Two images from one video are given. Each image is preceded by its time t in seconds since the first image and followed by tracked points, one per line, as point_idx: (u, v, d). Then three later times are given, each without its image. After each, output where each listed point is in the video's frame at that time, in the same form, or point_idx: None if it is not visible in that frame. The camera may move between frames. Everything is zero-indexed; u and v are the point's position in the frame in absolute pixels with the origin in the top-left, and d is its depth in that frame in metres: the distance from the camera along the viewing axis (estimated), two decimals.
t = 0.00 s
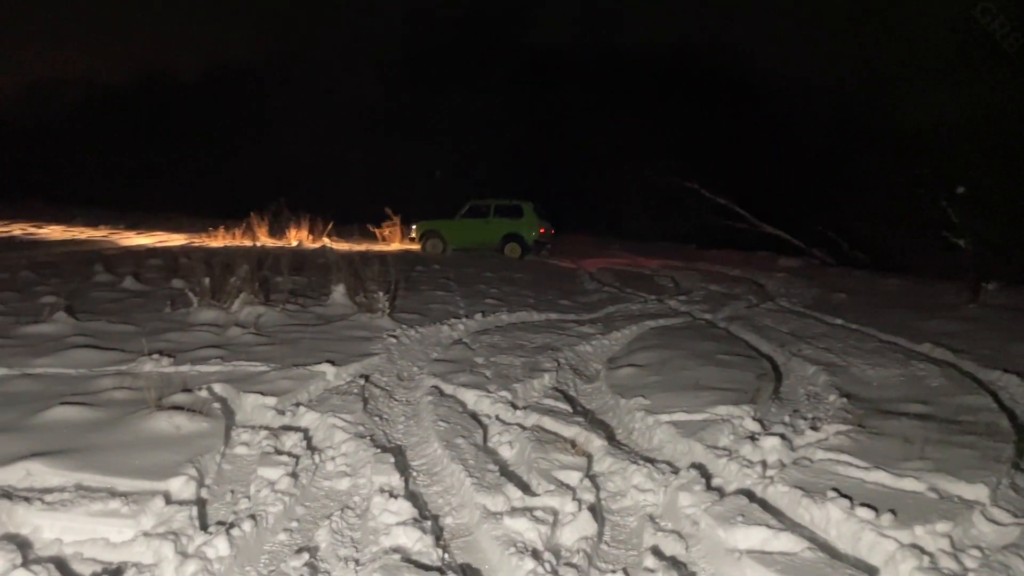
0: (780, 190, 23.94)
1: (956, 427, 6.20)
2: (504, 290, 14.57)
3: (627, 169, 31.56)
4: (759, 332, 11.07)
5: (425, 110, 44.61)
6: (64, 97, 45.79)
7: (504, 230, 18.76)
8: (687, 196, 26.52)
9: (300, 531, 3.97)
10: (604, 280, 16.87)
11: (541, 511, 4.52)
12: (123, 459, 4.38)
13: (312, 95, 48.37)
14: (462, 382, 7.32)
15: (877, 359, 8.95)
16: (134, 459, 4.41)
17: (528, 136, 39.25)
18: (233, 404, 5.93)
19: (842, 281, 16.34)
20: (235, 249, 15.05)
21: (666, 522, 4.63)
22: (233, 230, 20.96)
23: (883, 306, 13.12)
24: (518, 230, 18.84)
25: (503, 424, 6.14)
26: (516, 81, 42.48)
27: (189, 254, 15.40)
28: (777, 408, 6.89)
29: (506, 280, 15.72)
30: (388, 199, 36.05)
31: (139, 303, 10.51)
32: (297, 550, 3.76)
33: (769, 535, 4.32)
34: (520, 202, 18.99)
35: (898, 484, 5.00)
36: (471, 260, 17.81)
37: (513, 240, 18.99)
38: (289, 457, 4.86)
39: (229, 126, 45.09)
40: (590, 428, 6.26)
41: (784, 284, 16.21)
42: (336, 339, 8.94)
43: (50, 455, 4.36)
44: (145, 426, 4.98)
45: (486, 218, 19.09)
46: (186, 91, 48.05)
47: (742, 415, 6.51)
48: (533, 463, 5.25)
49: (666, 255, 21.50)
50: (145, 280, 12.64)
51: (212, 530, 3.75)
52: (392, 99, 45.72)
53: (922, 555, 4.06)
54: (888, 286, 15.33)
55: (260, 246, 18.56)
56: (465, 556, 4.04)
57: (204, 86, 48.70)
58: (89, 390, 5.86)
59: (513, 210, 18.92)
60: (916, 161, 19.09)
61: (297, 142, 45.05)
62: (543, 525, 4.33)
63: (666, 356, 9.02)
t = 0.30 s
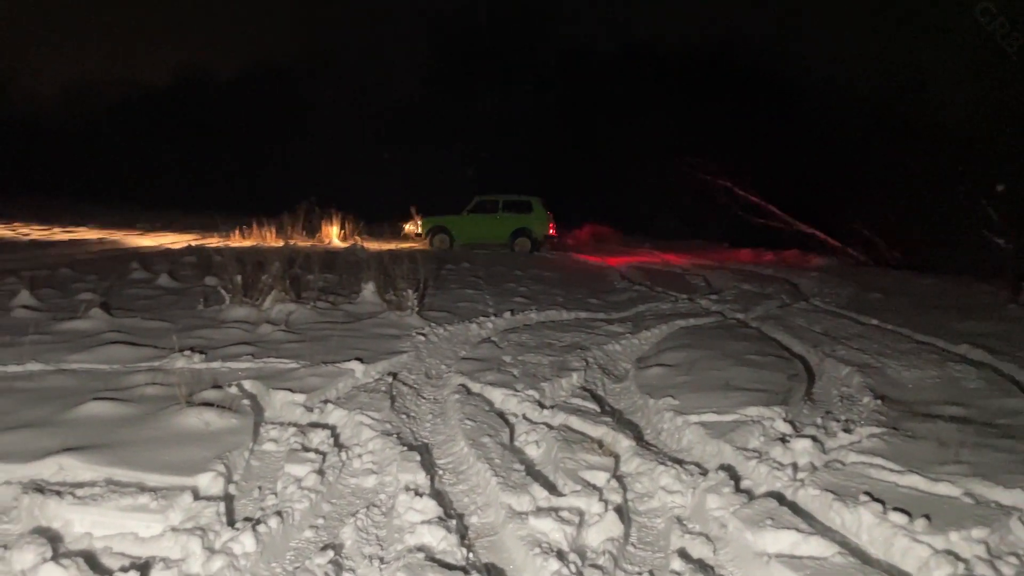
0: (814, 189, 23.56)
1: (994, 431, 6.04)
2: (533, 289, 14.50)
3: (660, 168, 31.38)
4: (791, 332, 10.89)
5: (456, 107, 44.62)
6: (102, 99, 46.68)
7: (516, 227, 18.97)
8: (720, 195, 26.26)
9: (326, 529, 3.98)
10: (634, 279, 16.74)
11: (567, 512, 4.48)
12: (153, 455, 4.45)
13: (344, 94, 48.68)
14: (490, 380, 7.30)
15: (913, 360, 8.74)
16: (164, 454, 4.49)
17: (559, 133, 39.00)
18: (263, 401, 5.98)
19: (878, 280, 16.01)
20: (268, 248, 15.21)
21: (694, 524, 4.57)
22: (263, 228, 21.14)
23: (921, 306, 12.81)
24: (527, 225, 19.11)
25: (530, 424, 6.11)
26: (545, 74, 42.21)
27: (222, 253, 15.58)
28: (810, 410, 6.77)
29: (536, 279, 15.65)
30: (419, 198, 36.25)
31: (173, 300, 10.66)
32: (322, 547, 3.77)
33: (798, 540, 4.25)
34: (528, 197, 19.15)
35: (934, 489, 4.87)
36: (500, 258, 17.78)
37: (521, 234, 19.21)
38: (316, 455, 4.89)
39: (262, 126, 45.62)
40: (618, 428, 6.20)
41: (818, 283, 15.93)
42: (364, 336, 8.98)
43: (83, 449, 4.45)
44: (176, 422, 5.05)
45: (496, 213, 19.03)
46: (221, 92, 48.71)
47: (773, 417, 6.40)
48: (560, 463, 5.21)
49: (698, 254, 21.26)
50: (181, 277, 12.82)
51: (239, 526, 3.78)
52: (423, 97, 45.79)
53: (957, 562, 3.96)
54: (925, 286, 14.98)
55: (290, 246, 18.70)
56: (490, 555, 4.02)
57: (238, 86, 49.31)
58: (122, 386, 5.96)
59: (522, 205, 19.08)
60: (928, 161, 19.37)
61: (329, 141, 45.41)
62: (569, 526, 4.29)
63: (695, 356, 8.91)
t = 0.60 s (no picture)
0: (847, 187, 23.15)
1: None
2: (562, 288, 14.47)
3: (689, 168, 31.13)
4: (823, 333, 10.74)
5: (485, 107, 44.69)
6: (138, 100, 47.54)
7: (526, 226, 18.80)
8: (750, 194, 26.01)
9: (353, 526, 4.02)
10: (663, 278, 16.59)
11: (594, 512, 4.46)
12: (185, 451, 4.51)
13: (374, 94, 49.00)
14: (518, 380, 7.29)
15: (949, 362, 8.58)
16: (194, 450, 4.55)
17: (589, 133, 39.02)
18: (292, 398, 6.05)
19: (913, 281, 15.71)
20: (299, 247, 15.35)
21: (722, 527, 4.52)
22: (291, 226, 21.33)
23: (958, 307, 12.55)
24: (538, 224, 18.94)
25: (558, 423, 6.11)
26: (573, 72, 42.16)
27: (254, 251, 15.76)
28: (841, 412, 6.66)
29: (564, 278, 15.61)
30: (448, 197, 36.39)
31: (206, 298, 10.83)
32: (349, 544, 3.79)
33: (829, 543, 4.19)
34: (538, 196, 19.00)
35: (968, 493, 4.79)
36: (529, 258, 17.73)
37: (532, 235, 18.79)
38: (343, 452, 4.93)
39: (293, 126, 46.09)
40: (646, 429, 6.16)
41: (851, 284, 15.67)
42: (392, 335, 9.02)
43: (116, 445, 4.53)
44: (208, 418, 5.12)
45: (506, 212, 18.84)
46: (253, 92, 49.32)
47: (804, 419, 6.31)
48: (586, 463, 5.19)
49: (728, 253, 21.04)
50: (213, 276, 13.02)
51: (268, 523, 3.82)
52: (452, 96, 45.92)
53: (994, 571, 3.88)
54: (963, 286, 14.69)
55: (319, 245, 18.85)
56: (518, 555, 4.01)
57: (270, 87, 49.89)
58: (155, 382, 6.08)
59: (533, 205, 18.93)
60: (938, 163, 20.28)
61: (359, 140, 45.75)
62: (595, 526, 4.28)
63: (725, 356, 8.83)
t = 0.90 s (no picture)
0: (878, 186, 22.81)
1: None
2: (588, 288, 14.44)
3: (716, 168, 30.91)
4: (853, 335, 10.60)
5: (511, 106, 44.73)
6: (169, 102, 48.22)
7: (536, 227, 18.71)
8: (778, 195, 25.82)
9: (381, 525, 4.05)
10: (690, 279, 16.47)
11: (621, 514, 4.44)
12: (216, 449, 4.58)
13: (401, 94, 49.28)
14: (544, 381, 7.29)
15: (983, 365, 8.43)
16: (224, 448, 4.61)
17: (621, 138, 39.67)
18: (320, 397, 6.10)
19: (946, 282, 15.44)
20: (326, 247, 15.49)
21: (751, 530, 4.48)
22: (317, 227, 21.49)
23: (992, 309, 12.32)
24: (549, 225, 18.84)
25: (584, 424, 6.10)
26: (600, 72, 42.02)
27: (283, 251, 15.93)
28: (872, 415, 6.57)
29: (590, 279, 15.58)
30: (474, 197, 36.50)
31: (236, 297, 10.97)
32: (377, 543, 3.82)
33: (860, 549, 4.14)
34: (548, 197, 18.88)
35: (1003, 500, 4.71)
36: (555, 258, 17.71)
37: (542, 236, 18.78)
38: (371, 452, 4.97)
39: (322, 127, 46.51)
40: (674, 430, 6.13)
41: (882, 285, 15.45)
42: (418, 335, 9.06)
43: (149, 443, 4.61)
44: (238, 417, 5.19)
45: (516, 213, 18.77)
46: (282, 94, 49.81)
47: (834, 422, 6.24)
48: (613, 465, 5.18)
49: (756, 253, 20.85)
50: (243, 275, 13.18)
51: (298, 521, 3.87)
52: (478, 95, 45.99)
53: None
54: (997, 288, 14.42)
55: (345, 245, 18.98)
56: (545, 556, 4.01)
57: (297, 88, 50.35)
58: (187, 380, 6.18)
59: (544, 206, 18.82)
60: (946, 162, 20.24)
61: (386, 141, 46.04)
62: (623, 528, 4.26)
63: (753, 358, 8.74)
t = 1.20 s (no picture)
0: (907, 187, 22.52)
1: None
2: (612, 289, 14.42)
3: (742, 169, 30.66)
4: (882, 337, 10.47)
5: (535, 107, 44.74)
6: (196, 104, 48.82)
7: (549, 227, 18.60)
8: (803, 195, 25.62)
9: (409, 524, 4.08)
10: (715, 280, 16.37)
11: (648, 517, 4.42)
12: (246, 448, 4.63)
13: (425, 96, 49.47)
14: (569, 381, 7.29)
15: (1015, 369, 8.30)
16: (254, 447, 4.66)
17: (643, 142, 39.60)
18: (348, 397, 6.15)
19: (978, 284, 15.19)
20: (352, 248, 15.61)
21: (779, 534, 4.45)
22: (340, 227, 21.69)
23: None
24: (561, 225, 18.74)
25: (610, 425, 6.09)
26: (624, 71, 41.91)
27: (310, 252, 16.08)
28: (903, 419, 6.49)
29: (614, 279, 15.55)
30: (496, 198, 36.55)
31: (264, 297, 11.10)
32: (406, 543, 3.85)
33: (891, 553, 4.09)
34: (556, 197, 18.80)
35: None
36: (579, 259, 17.70)
37: (556, 236, 18.64)
38: (399, 451, 5.00)
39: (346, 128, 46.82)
40: (700, 433, 6.10)
41: (911, 287, 15.24)
42: (444, 335, 9.11)
43: (181, 441, 4.67)
44: (268, 416, 5.25)
45: (528, 213, 18.70)
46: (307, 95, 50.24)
47: (864, 426, 6.17)
48: (640, 468, 5.16)
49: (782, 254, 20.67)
50: (270, 274, 13.36)
51: (327, 520, 3.91)
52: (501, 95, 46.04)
53: None
54: None
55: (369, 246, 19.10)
56: (572, 557, 4.01)
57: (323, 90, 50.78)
58: (217, 379, 6.26)
59: (555, 205, 18.75)
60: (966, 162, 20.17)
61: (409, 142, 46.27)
62: (650, 531, 4.24)
63: (780, 360, 8.67)
